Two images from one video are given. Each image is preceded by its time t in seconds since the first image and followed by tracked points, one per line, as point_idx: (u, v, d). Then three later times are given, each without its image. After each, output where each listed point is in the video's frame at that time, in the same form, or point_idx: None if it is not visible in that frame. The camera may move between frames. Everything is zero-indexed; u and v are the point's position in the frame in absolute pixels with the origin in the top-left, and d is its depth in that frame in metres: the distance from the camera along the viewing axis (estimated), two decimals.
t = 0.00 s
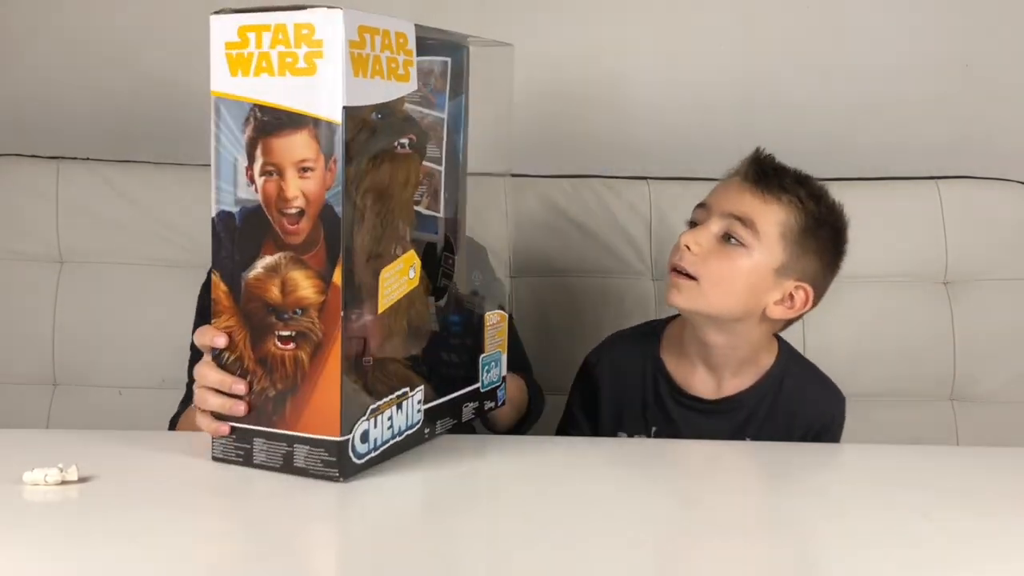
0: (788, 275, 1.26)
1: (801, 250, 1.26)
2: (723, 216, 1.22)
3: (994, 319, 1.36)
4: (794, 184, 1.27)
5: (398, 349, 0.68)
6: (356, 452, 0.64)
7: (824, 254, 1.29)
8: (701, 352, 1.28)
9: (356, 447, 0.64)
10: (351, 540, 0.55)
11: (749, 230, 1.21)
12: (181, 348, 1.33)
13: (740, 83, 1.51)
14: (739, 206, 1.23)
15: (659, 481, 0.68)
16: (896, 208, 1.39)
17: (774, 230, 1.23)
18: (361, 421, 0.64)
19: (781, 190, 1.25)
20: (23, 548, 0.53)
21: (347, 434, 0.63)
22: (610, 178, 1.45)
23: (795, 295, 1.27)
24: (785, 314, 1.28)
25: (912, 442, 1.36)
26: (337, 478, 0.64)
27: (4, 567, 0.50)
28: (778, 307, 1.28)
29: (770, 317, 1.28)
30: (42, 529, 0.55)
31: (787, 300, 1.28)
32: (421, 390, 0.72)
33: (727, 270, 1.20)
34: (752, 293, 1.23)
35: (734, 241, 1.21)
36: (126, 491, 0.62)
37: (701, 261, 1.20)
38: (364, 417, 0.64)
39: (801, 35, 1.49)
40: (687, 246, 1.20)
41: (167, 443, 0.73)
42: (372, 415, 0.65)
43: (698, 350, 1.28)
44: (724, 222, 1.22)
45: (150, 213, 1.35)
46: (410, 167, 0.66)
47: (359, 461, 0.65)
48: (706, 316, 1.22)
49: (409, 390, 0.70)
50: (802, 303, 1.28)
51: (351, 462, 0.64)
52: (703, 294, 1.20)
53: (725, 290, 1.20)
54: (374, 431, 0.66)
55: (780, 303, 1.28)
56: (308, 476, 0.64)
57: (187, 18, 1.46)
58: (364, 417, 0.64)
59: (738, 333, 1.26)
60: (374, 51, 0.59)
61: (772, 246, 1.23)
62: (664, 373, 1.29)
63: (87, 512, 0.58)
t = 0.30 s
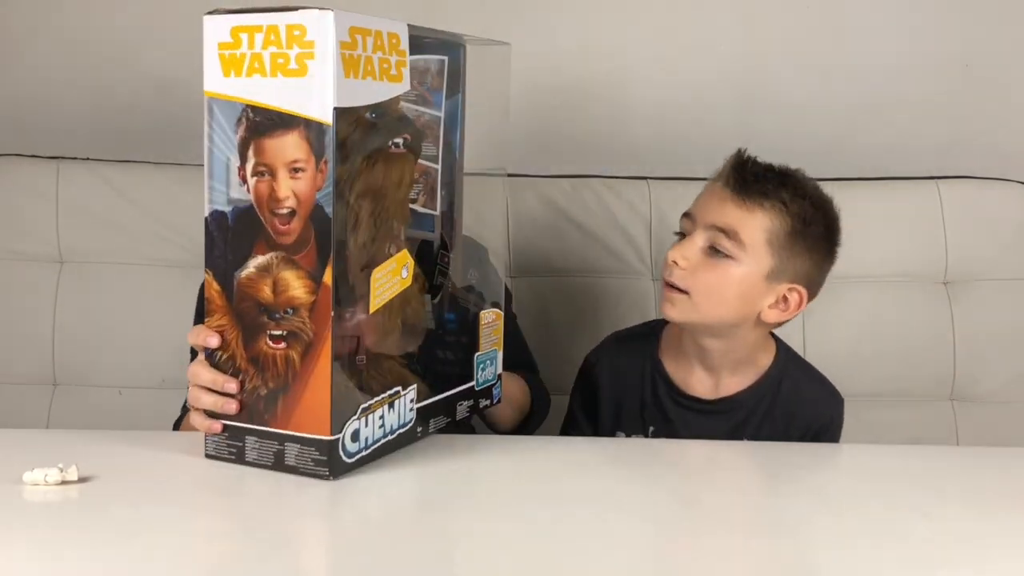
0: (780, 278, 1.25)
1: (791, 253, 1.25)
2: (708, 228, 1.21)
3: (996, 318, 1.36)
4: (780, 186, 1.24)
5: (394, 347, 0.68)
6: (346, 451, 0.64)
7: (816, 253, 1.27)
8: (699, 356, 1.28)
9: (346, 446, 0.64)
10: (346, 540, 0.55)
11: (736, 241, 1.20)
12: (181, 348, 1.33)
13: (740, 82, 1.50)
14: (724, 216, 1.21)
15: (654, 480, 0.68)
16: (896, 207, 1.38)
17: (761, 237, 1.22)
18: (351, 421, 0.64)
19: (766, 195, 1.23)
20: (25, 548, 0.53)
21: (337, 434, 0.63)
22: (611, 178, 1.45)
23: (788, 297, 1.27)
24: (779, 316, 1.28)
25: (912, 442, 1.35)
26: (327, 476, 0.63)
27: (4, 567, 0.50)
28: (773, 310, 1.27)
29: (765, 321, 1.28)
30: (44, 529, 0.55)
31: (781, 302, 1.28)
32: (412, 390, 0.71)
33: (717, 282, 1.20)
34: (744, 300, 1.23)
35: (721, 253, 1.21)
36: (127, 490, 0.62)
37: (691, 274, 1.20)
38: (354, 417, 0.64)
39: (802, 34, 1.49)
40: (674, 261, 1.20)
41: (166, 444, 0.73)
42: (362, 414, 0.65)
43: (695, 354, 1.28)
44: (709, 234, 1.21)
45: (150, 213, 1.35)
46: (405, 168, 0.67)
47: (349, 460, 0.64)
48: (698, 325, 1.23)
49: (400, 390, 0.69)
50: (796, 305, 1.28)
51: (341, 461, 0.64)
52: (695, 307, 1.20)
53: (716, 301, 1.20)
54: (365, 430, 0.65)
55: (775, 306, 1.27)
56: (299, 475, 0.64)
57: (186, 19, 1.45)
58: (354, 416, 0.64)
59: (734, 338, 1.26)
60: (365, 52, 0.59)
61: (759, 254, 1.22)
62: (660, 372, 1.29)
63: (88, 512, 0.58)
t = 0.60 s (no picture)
0: (778, 283, 1.25)
1: (787, 257, 1.24)
2: (701, 238, 1.21)
3: (996, 318, 1.36)
4: (774, 191, 1.23)
5: (395, 347, 0.68)
6: (346, 451, 0.64)
7: (813, 255, 1.26)
8: (699, 359, 1.28)
9: (346, 447, 0.64)
10: (346, 540, 0.55)
11: (730, 251, 1.20)
12: (181, 348, 1.33)
13: (740, 82, 1.50)
14: (717, 226, 1.20)
15: (653, 480, 0.68)
16: (896, 207, 1.38)
17: (756, 246, 1.22)
18: (351, 422, 0.64)
19: (759, 202, 1.22)
20: (26, 549, 0.53)
21: (337, 435, 0.63)
22: (610, 177, 1.45)
23: (787, 301, 1.27)
24: (778, 321, 1.29)
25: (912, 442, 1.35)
26: (327, 477, 0.63)
27: (5, 567, 0.50)
28: (772, 315, 1.28)
29: (764, 325, 1.28)
30: (44, 529, 0.55)
31: (780, 307, 1.28)
32: (412, 390, 0.71)
33: (714, 293, 1.20)
34: (742, 308, 1.23)
35: (716, 263, 1.21)
36: (128, 490, 0.62)
37: (687, 286, 1.20)
38: (354, 418, 0.64)
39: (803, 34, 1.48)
40: (670, 274, 1.20)
41: (166, 444, 0.73)
42: (362, 415, 0.65)
43: (695, 358, 1.28)
44: (703, 245, 1.21)
45: (149, 213, 1.35)
46: (405, 168, 0.67)
47: (349, 460, 0.64)
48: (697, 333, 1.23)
49: (400, 390, 0.69)
50: (796, 309, 1.28)
51: (341, 461, 0.64)
52: (693, 318, 1.21)
53: (714, 312, 1.21)
54: (364, 431, 0.65)
55: (774, 311, 1.28)
56: (298, 475, 0.64)
57: (185, 18, 1.45)
58: (354, 417, 0.64)
59: (734, 343, 1.26)
60: (365, 52, 0.59)
61: (754, 263, 1.22)
62: (659, 370, 1.29)
63: (88, 512, 0.58)
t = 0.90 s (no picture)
0: (782, 288, 1.25)
1: (791, 263, 1.23)
2: (704, 248, 1.20)
3: (996, 317, 1.36)
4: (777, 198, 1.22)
5: (394, 347, 0.68)
6: (344, 452, 0.64)
7: (817, 260, 1.26)
8: (705, 362, 1.28)
9: (345, 448, 0.64)
10: (347, 540, 0.55)
11: (734, 261, 1.20)
12: (180, 348, 1.33)
13: (740, 82, 1.50)
14: (720, 236, 1.19)
15: (652, 480, 0.68)
16: (896, 206, 1.38)
17: (759, 254, 1.21)
18: (348, 422, 0.63)
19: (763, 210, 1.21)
20: (26, 549, 0.53)
21: (335, 435, 0.62)
22: (610, 177, 1.45)
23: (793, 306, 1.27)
24: (784, 325, 1.28)
25: (912, 442, 1.35)
26: (325, 478, 0.63)
27: (4, 567, 0.50)
28: (778, 319, 1.27)
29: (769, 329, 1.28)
30: (44, 528, 0.55)
31: (785, 311, 1.27)
32: (411, 390, 0.71)
33: (719, 302, 1.20)
34: (747, 316, 1.23)
35: (720, 273, 1.20)
36: (127, 489, 0.62)
37: (692, 296, 1.20)
38: (351, 418, 0.64)
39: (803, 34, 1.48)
40: (674, 285, 1.20)
41: (165, 443, 0.73)
42: (360, 415, 0.65)
43: (701, 361, 1.28)
44: (706, 255, 1.20)
45: (150, 213, 1.35)
46: (405, 168, 0.67)
47: (347, 460, 0.64)
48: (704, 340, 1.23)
49: (399, 391, 0.69)
50: (801, 313, 1.27)
51: (339, 462, 0.64)
52: (698, 326, 1.21)
53: (719, 321, 1.21)
54: (363, 431, 0.65)
55: (780, 315, 1.27)
56: (297, 476, 0.64)
57: (185, 18, 1.45)
58: (352, 417, 0.64)
59: (740, 347, 1.26)
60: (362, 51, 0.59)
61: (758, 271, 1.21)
62: (665, 370, 1.29)
63: (88, 512, 0.58)
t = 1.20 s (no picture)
0: (788, 295, 1.21)
1: (798, 270, 1.20)
2: (709, 254, 1.17)
3: (996, 317, 1.35)
4: (787, 205, 1.18)
5: (394, 347, 0.68)
6: (344, 452, 0.64)
7: (826, 266, 1.22)
8: (714, 362, 1.26)
9: (344, 448, 0.64)
10: (347, 540, 0.55)
11: (738, 267, 1.16)
12: (180, 348, 1.33)
13: (740, 82, 1.50)
14: (726, 243, 1.16)
15: (653, 480, 0.68)
16: (896, 206, 1.38)
17: (766, 262, 1.17)
18: (348, 423, 0.63)
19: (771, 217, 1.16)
20: (26, 549, 0.53)
21: (334, 435, 0.62)
22: (610, 177, 1.45)
23: (801, 312, 1.23)
24: (790, 331, 1.25)
25: (912, 442, 1.35)
26: (324, 478, 0.63)
27: (4, 568, 0.50)
28: (785, 325, 1.24)
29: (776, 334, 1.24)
30: (45, 528, 0.56)
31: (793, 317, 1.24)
32: (412, 391, 0.71)
33: (722, 308, 1.18)
34: (752, 322, 1.20)
35: (724, 279, 1.17)
36: (127, 489, 0.62)
37: (695, 301, 1.18)
38: (351, 418, 0.64)
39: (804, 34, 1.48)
40: (677, 289, 1.18)
41: (165, 443, 0.73)
42: (360, 415, 0.65)
43: (709, 360, 1.27)
44: (710, 261, 1.17)
45: (150, 213, 1.35)
46: (407, 169, 0.67)
47: (346, 461, 0.64)
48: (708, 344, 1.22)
49: (399, 392, 0.69)
50: (809, 320, 1.24)
51: (339, 462, 0.64)
52: (701, 331, 1.19)
53: (722, 327, 1.19)
54: (362, 432, 0.65)
55: (786, 321, 1.23)
56: (296, 475, 0.64)
57: (185, 18, 1.45)
58: (352, 418, 0.64)
59: (747, 350, 1.23)
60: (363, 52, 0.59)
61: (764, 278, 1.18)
62: (678, 365, 1.29)
63: (89, 512, 0.58)
